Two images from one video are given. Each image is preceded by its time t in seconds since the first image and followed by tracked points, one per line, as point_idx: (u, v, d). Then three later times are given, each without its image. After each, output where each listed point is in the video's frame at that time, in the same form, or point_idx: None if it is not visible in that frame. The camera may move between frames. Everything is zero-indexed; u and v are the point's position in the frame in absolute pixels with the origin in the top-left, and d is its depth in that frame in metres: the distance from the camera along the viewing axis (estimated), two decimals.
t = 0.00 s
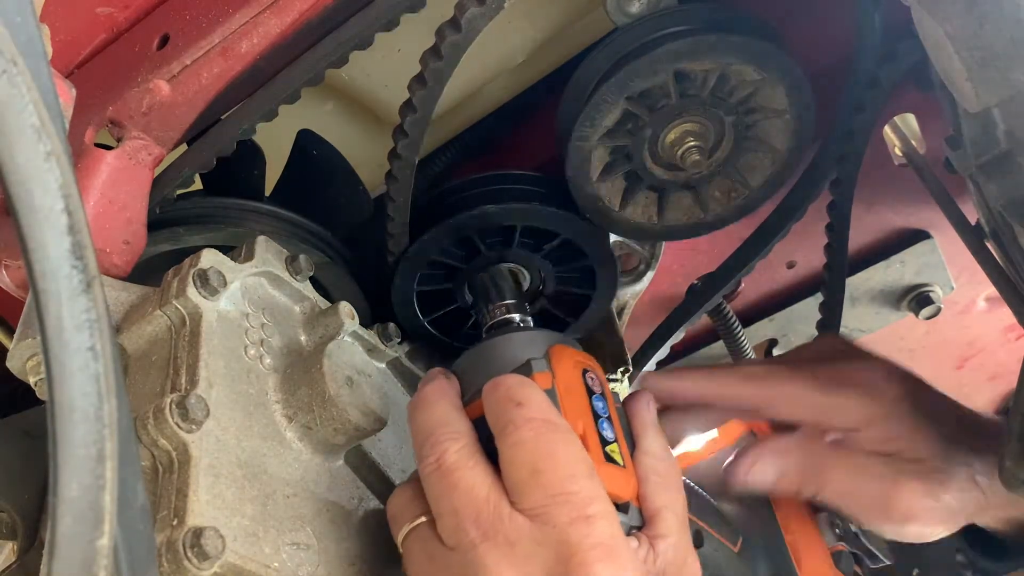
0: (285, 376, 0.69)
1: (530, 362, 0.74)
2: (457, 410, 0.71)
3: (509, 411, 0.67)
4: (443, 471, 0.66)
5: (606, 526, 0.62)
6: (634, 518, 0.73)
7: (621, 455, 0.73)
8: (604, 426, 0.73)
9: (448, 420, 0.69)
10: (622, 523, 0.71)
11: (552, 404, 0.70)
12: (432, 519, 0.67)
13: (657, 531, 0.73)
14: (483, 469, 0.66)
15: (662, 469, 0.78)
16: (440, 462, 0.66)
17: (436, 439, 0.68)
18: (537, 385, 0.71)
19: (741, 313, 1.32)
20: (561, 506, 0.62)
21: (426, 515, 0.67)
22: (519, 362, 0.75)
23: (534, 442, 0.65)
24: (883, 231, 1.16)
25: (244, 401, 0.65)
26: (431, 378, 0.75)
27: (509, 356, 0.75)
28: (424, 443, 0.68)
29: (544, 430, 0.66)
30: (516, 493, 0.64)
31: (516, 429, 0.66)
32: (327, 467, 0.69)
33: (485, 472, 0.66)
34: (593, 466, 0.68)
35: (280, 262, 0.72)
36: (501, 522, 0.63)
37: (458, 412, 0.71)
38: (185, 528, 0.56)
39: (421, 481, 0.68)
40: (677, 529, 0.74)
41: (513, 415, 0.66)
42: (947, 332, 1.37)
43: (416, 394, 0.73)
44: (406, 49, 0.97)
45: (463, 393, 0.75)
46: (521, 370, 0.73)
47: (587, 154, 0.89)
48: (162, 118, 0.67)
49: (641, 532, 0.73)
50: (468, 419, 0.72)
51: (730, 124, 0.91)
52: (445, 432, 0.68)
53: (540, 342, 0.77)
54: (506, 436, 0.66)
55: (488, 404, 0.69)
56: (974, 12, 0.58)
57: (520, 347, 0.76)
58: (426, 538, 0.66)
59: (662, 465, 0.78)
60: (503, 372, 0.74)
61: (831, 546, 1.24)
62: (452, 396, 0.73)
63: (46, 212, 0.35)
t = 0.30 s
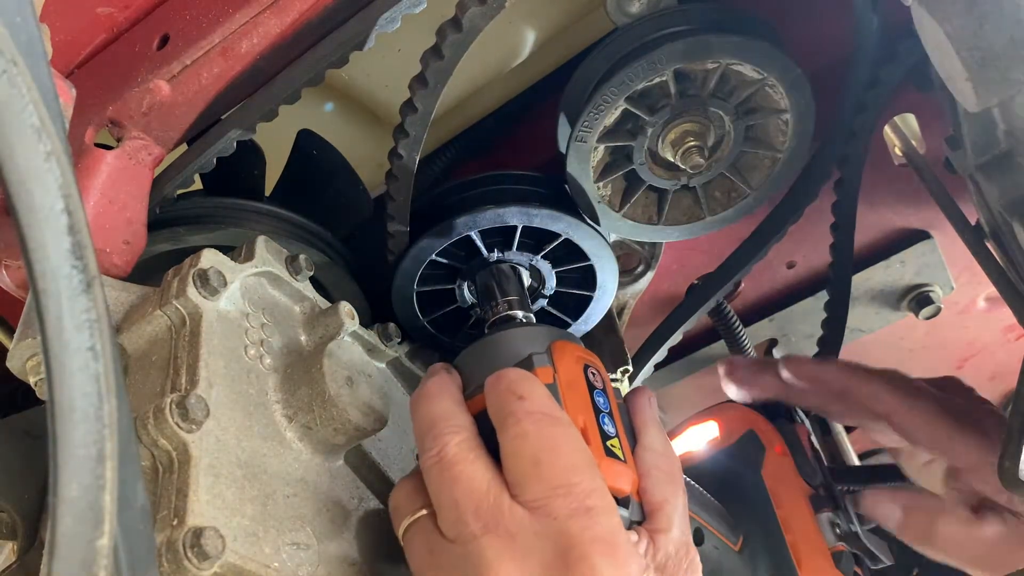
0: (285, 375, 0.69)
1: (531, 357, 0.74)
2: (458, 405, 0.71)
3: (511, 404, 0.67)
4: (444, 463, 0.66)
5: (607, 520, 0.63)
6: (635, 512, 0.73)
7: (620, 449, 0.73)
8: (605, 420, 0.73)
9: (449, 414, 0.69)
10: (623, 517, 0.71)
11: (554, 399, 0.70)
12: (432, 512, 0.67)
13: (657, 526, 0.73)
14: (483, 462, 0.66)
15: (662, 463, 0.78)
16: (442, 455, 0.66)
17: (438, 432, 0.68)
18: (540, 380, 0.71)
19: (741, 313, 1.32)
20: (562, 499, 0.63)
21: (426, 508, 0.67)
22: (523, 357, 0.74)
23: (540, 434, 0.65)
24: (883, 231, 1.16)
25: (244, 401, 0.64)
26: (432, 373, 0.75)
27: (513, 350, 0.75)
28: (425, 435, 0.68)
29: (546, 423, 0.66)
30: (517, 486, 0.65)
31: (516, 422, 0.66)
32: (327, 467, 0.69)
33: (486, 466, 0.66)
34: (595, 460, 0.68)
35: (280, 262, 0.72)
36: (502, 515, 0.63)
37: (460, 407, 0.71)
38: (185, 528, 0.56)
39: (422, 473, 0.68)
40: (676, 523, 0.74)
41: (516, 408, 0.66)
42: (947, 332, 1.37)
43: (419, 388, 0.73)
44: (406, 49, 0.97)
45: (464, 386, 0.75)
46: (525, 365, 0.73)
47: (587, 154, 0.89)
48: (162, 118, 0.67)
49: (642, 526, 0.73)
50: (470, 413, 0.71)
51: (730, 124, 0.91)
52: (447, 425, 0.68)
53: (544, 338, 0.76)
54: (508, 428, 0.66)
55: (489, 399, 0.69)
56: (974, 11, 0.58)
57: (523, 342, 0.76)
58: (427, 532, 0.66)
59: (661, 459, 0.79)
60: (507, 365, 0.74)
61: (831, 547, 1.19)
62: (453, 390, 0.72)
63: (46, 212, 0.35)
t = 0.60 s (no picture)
0: (285, 375, 0.69)
1: (528, 350, 0.74)
2: (454, 398, 0.71)
3: (506, 395, 0.67)
4: (439, 456, 0.66)
5: (600, 509, 0.63)
6: (630, 505, 0.73)
7: (616, 442, 0.73)
8: (601, 413, 0.73)
9: (445, 407, 0.69)
10: (618, 509, 0.71)
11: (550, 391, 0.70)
12: (429, 503, 0.67)
13: (652, 518, 0.73)
14: (478, 454, 0.66)
15: (658, 457, 0.78)
16: (436, 447, 0.66)
17: (433, 424, 0.68)
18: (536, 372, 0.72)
19: (741, 313, 1.32)
20: (554, 488, 0.63)
21: (422, 500, 0.67)
22: (520, 350, 0.75)
23: (534, 425, 0.66)
24: (883, 230, 1.16)
25: (244, 401, 0.64)
26: (430, 367, 0.75)
27: (509, 343, 0.76)
28: (421, 428, 0.68)
29: (541, 414, 0.66)
30: (509, 476, 0.65)
31: (511, 413, 0.66)
32: (327, 466, 0.69)
33: (480, 456, 0.66)
34: (589, 451, 0.68)
35: (280, 262, 0.72)
36: (496, 504, 0.63)
37: (457, 400, 0.71)
38: (185, 528, 0.56)
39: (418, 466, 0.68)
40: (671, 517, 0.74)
41: (510, 399, 0.67)
42: (947, 332, 1.37)
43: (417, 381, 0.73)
44: (406, 49, 0.97)
45: (461, 381, 0.76)
46: (521, 358, 0.74)
47: (587, 154, 0.89)
48: (162, 118, 0.67)
49: (637, 518, 0.73)
50: (466, 406, 0.72)
51: (730, 124, 0.91)
52: (442, 417, 0.68)
53: (542, 332, 0.77)
54: (503, 418, 0.66)
55: (485, 391, 0.69)
56: (974, 11, 0.58)
57: (520, 336, 0.77)
58: (423, 524, 0.66)
59: (657, 453, 0.78)
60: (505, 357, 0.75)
61: (831, 545, 1.14)
62: (450, 381, 0.73)
63: (46, 212, 0.35)
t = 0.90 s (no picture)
0: (285, 375, 0.69)
1: (520, 349, 0.74)
2: (447, 398, 0.71)
3: (498, 394, 0.67)
4: (431, 455, 0.66)
5: (592, 504, 0.63)
6: (624, 501, 0.74)
7: (610, 440, 0.74)
8: (593, 411, 0.73)
9: (437, 406, 0.70)
10: (611, 505, 0.71)
11: (542, 389, 0.70)
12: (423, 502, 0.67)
13: (646, 513, 0.73)
14: (470, 452, 0.66)
15: (654, 454, 0.78)
16: (429, 446, 0.66)
17: (426, 425, 0.68)
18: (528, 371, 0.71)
19: (741, 313, 1.32)
20: (546, 484, 0.63)
21: (416, 501, 0.67)
22: (512, 349, 0.75)
23: (525, 422, 0.66)
24: (883, 231, 1.16)
25: (244, 401, 0.64)
26: (424, 367, 0.75)
27: (501, 344, 0.75)
28: (414, 428, 0.68)
29: (532, 411, 0.66)
30: (501, 473, 0.65)
31: (502, 410, 0.66)
32: (327, 466, 0.69)
33: (473, 455, 0.66)
34: (581, 448, 0.68)
35: (280, 262, 0.72)
36: (489, 506, 0.63)
37: (450, 400, 0.71)
38: (186, 528, 0.56)
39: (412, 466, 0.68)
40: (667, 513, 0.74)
41: (501, 397, 0.66)
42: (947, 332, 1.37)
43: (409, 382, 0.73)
44: (406, 50, 0.98)
45: (454, 381, 0.76)
46: (512, 357, 0.73)
47: (588, 154, 0.89)
48: (162, 118, 0.67)
49: (631, 515, 0.73)
50: (460, 406, 0.72)
51: (730, 125, 0.91)
52: (434, 417, 0.68)
53: (534, 331, 0.76)
54: (494, 417, 0.66)
55: (477, 390, 0.69)
56: (974, 10, 0.58)
57: (512, 335, 0.76)
58: (417, 523, 0.66)
59: (651, 450, 0.79)
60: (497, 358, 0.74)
61: (828, 542, 1.12)
62: (442, 383, 0.73)
63: (46, 211, 0.35)
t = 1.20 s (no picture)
0: (285, 375, 0.69)
1: (513, 346, 0.74)
2: (440, 396, 0.71)
3: (491, 389, 0.67)
4: (424, 452, 0.66)
5: (583, 498, 0.63)
6: (618, 496, 0.73)
7: (604, 435, 0.74)
8: (587, 407, 0.74)
9: (431, 403, 0.70)
10: (605, 500, 0.71)
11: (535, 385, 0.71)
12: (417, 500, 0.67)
13: (637, 509, 0.72)
14: (464, 449, 0.66)
15: (650, 451, 0.79)
16: (422, 444, 0.67)
17: (419, 422, 0.68)
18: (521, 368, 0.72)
19: (741, 313, 1.32)
20: (539, 478, 0.63)
21: (410, 499, 0.67)
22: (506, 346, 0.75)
23: (518, 418, 0.66)
24: (884, 230, 1.16)
25: (244, 401, 0.64)
26: (419, 365, 0.75)
27: (494, 341, 0.76)
28: (408, 426, 0.69)
29: (524, 407, 0.66)
30: (494, 469, 0.65)
31: (495, 406, 0.66)
32: (327, 466, 0.69)
33: (466, 451, 0.66)
34: (575, 443, 0.68)
35: (280, 262, 0.72)
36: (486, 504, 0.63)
37: (443, 397, 0.71)
38: (186, 528, 0.56)
39: (406, 464, 0.68)
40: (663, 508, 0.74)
41: (494, 393, 0.67)
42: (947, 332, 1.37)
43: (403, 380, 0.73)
44: (406, 50, 0.98)
45: (449, 378, 0.76)
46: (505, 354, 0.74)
47: (588, 154, 0.89)
48: (162, 118, 0.67)
49: (625, 510, 0.73)
50: (453, 403, 0.72)
51: (730, 124, 0.91)
52: (428, 414, 0.69)
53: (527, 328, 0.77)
54: (487, 412, 0.67)
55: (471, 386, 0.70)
56: (974, 11, 0.58)
57: (505, 333, 0.77)
58: (411, 521, 0.66)
59: (647, 447, 0.79)
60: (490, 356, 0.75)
61: (826, 537, 1.14)
62: (435, 380, 0.73)
63: (47, 211, 0.35)
